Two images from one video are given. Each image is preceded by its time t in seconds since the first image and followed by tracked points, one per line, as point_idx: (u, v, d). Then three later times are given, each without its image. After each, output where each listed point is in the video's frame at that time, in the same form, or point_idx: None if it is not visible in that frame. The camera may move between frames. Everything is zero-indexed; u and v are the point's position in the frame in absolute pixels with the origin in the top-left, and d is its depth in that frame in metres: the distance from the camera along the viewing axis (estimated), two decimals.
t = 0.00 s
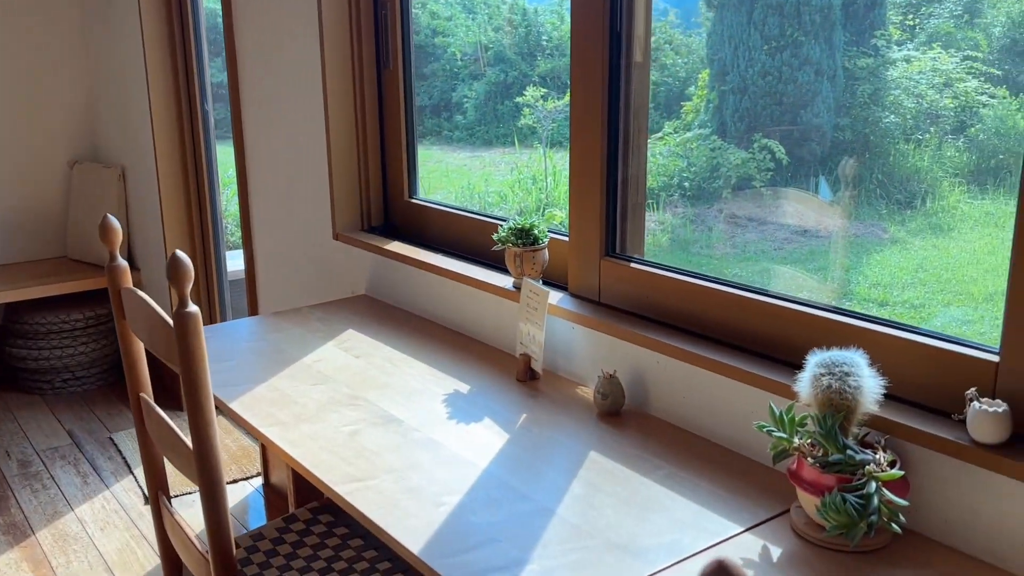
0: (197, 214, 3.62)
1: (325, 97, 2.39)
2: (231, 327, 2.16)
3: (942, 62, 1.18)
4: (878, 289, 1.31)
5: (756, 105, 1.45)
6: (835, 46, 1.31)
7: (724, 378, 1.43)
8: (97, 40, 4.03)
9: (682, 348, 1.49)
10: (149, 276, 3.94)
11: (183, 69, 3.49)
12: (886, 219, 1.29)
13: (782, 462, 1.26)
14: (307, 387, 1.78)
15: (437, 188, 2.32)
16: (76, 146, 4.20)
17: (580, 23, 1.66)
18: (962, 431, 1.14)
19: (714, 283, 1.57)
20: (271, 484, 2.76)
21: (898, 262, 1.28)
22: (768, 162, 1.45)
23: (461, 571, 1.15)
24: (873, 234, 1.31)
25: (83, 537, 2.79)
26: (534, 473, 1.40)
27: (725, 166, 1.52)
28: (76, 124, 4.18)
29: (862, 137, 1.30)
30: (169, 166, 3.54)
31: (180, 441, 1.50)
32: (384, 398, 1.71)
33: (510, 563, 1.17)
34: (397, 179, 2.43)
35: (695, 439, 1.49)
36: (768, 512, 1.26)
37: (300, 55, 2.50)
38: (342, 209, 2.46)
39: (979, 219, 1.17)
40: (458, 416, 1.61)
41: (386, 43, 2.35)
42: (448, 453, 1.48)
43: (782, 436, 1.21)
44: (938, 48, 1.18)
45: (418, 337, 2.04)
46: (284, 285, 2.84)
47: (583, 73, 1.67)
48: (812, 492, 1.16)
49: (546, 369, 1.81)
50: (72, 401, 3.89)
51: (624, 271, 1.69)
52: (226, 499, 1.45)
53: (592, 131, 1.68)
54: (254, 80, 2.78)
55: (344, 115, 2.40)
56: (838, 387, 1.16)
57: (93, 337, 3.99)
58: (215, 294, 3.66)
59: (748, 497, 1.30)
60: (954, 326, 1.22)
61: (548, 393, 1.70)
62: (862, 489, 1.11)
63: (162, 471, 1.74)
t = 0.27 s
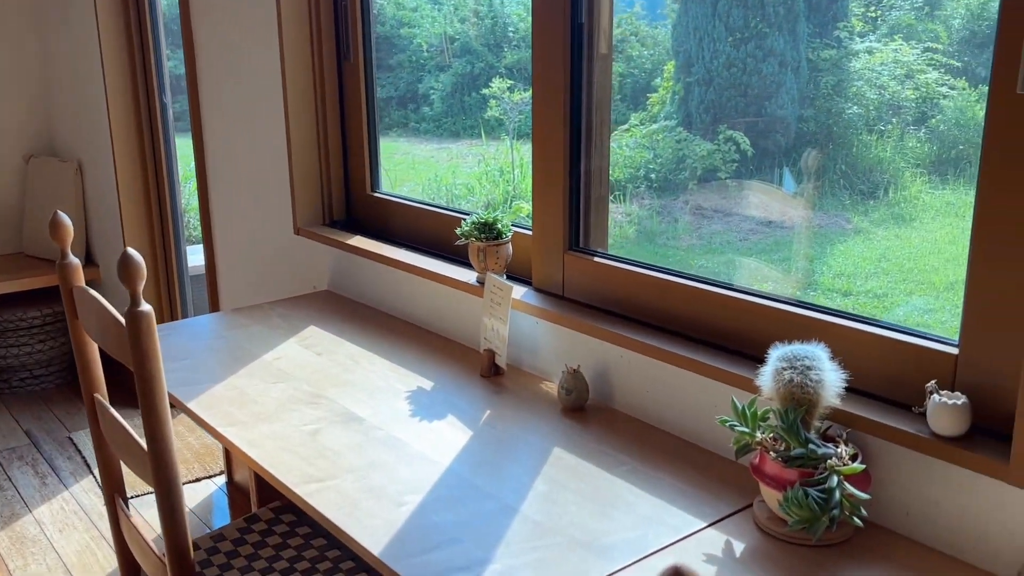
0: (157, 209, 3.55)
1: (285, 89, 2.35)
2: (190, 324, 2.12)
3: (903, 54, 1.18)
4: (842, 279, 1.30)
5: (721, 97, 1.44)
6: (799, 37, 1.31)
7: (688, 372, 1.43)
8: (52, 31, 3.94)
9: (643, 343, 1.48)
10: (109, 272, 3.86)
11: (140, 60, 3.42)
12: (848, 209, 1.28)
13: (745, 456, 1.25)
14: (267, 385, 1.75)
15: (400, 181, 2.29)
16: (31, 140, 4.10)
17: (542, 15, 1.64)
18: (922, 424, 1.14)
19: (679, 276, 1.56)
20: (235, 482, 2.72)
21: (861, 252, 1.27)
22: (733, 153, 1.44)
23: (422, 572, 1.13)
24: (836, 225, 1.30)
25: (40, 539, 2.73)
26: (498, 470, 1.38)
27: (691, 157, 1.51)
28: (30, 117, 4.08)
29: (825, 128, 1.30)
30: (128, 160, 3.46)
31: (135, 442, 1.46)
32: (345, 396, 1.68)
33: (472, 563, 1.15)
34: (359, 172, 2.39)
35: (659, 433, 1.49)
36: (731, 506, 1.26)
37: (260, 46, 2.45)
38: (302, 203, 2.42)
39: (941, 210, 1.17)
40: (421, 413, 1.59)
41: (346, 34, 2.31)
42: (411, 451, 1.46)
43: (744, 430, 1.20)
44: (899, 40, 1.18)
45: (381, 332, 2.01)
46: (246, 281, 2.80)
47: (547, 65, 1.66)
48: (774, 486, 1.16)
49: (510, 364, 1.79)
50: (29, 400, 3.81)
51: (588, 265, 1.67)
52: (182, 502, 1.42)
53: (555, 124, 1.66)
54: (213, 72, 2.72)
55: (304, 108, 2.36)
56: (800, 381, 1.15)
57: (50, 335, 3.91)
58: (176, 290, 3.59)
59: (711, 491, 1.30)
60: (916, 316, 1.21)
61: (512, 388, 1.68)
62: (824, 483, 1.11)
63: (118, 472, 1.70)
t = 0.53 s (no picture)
0: (125, 203, 3.49)
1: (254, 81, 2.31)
2: (159, 321, 2.08)
3: (874, 45, 1.17)
4: (815, 268, 1.30)
5: (694, 89, 1.43)
6: (772, 28, 1.30)
7: (664, 367, 1.42)
8: (15, 21, 3.85)
9: (619, 337, 1.47)
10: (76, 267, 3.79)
11: (107, 52, 3.35)
12: (821, 199, 1.28)
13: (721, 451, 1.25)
14: (238, 383, 1.72)
15: (372, 175, 2.26)
16: None
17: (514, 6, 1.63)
18: (897, 417, 1.14)
19: (653, 269, 1.55)
20: (208, 480, 2.68)
21: (834, 243, 1.27)
22: (706, 145, 1.43)
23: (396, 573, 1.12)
24: (809, 215, 1.30)
25: (8, 540, 2.68)
26: (473, 468, 1.37)
27: (665, 149, 1.50)
28: None
29: (797, 119, 1.29)
30: (95, 153, 3.40)
31: (101, 444, 1.43)
32: (318, 394, 1.66)
33: (446, 563, 1.14)
34: (331, 166, 2.36)
35: (635, 428, 1.48)
36: (707, 501, 1.25)
37: (228, 37, 2.41)
38: (273, 197, 2.38)
39: (912, 199, 1.16)
40: (395, 411, 1.57)
41: (317, 25, 2.27)
42: (384, 449, 1.44)
43: (720, 425, 1.19)
44: (870, 31, 1.17)
45: (354, 328, 1.99)
46: (216, 276, 2.76)
47: (520, 56, 1.64)
48: (750, 481, 1.15)
49: (485, 359, 1.78)
50: None
51: (563, 260, 1.66)
52: (151, 504, 1.40)
53: (528, 116, 1.65)
54: (181, 64, 2.68)
55: (274, 100, 2.32)
56: (775, 375, 1.15)
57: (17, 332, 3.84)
58: (147, 286, 3.54)
59: (687, 487, 1.29)
60: (888, 307, 1.21)
61: (487, 384, 1.67)
62: (800, 478, 1.11)
63: (85, 473, 1.67)
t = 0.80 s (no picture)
0: (91, 195, 3.41)
1: (221, 70, 2.26)
2: (126, 316, 2.04)
3: (844, 33, 1.16)
4: (786, 256, 1.30)
5: (666, 77, 1.41)
6: (742, 16, 1.28)
7: (641, 360, 1.41)
8: None
9: (595, 331, 1.46)
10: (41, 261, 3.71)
11: (69, 40, 3.27)
12: (792, 187, 1.27)
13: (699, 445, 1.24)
14: (208, 380, 1.69)
15: (343, 165, 2.23)
16: None
17: None
18: (876, 408, 1.13)
19: (626, 259, 1.54)
20: (180, 477, 2.64)
21: (806, 230, 1.27)
22: (678, 133, 1.42)
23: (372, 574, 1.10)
24: (779, 203, 1.30)
25: None
26: (449, 464, 1.35)
27: (637, 138, 1.48)
28: None
29: (768, 107, 1.28)
30: (58, 145, 3.32)
31: (66, 445, 1.40)
32: (290, 390, 1.63)
33: (423, 563, 1.12)
34: (301, 156, 2.32)
35: (612, 421, 1.47)
36: (686, 495, 1.24)
37: (193, 25, 2.36)
38: (242, 189, 2.34)
39: (882, 185, 1.16)
40: (369, 406, 1.55)
41: (285, 13, 2.22)
42: (359, 446, 1.42)
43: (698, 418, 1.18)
44: (839, 18, 1.16)
45: (327, 322, 1.96)
46: (185, 269, 2.71)
47: (492, 44, 1.61)
48: (728, 475, 1.15)
49: (461, 353, 1.76)
50: None
51: (537, 252, 1.64)
52: (119, 505, 1.36)
53: (501, 106, 1.62)
54: (145, 53, 2.62)
55: (242, 89, 2.28)
56: (753, 368, 1.14)
57: None
58: (114, 279, 3.47)
59: (666, 480, 1.28)
60: (859, 294, 1.21)
61: (463, 378, 1.65)
62: (780, 471, 1.10)
63: (51, 474, 1.62)
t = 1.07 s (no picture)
0: (61, 187, 3.35)
1: (193, 60, 2.22)
2: (99, 312, 2.00)
3: (818, 20, 1.16)
4: (762, 244, 1.29)
5: (643, 65, 1.40)
6: (717, 4, 1.27)
7: (624, 352, 1.39)
8: None
9: (579, 324, 1.44)
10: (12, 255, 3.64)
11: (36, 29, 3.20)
12: (768, 174, 1.26)
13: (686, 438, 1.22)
14: (183, 376, 1.66)
15: (319, 155, 2.19)
16: None
17: None
18: (863, 400, 1.13)
19: (604, 248, 1.52)
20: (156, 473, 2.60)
21: (782, 218, 1.26)
22: (655, 122, 1.40)
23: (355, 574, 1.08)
24: (756, 190, 1.29)
25: None
26: (431, 460, 1.33)
27: (614, 126, 1.47)
28: None
29: (744, 95, 1.27)
30: (27, 136, 3.25)
31: (38, 445, 1.36)
32: (268, 386, 1.60)
33: (407, 562, 1.10)
34: (277, 147, 2.28)
35: (597, 414, 1.45)
36: (673, 489, 1.23)
37: (164, 14, 2.31)
38: (216, 180, 2.30)
39: (857, 173, 1.16)
40: (349, 402, 1.53)
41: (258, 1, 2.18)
42: (339, 443, 1.39)
43: (684, 412, 1.17)
44: (813, 6, 1.16)
45: (305, 316, 1.93)
46: (159, 262, 2.66)
47: (470, 33, 1.58)
48: (715, 468, 1.14)
49: (442, 346, 1.73)
50: None
51: (519, 244, 1.62)
52: (93, 506, 1.33)
53: (480, 94, 1.60)
54: (115, 42, 2.56)
55: (215, 79, 2.23)
56: (740, 360, 1.13)
57: None
58: (87, 273, 3.41)
59: (652, 474, 1.27)
60: (836, 281, 1.21)
61: (445, 372, 1.62)
62: (767, 465, 1.09)
63: (23, 473, 1.57)
